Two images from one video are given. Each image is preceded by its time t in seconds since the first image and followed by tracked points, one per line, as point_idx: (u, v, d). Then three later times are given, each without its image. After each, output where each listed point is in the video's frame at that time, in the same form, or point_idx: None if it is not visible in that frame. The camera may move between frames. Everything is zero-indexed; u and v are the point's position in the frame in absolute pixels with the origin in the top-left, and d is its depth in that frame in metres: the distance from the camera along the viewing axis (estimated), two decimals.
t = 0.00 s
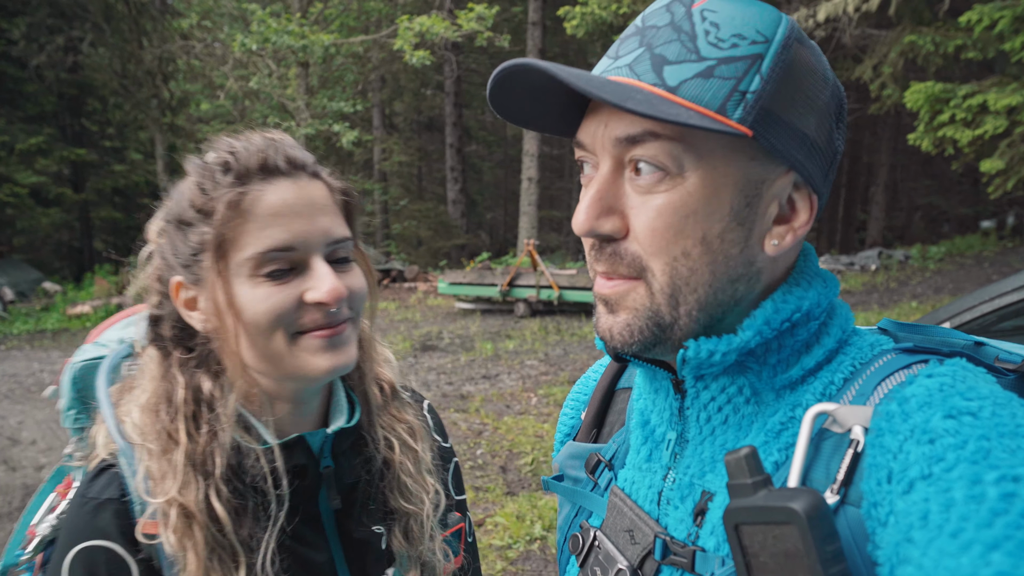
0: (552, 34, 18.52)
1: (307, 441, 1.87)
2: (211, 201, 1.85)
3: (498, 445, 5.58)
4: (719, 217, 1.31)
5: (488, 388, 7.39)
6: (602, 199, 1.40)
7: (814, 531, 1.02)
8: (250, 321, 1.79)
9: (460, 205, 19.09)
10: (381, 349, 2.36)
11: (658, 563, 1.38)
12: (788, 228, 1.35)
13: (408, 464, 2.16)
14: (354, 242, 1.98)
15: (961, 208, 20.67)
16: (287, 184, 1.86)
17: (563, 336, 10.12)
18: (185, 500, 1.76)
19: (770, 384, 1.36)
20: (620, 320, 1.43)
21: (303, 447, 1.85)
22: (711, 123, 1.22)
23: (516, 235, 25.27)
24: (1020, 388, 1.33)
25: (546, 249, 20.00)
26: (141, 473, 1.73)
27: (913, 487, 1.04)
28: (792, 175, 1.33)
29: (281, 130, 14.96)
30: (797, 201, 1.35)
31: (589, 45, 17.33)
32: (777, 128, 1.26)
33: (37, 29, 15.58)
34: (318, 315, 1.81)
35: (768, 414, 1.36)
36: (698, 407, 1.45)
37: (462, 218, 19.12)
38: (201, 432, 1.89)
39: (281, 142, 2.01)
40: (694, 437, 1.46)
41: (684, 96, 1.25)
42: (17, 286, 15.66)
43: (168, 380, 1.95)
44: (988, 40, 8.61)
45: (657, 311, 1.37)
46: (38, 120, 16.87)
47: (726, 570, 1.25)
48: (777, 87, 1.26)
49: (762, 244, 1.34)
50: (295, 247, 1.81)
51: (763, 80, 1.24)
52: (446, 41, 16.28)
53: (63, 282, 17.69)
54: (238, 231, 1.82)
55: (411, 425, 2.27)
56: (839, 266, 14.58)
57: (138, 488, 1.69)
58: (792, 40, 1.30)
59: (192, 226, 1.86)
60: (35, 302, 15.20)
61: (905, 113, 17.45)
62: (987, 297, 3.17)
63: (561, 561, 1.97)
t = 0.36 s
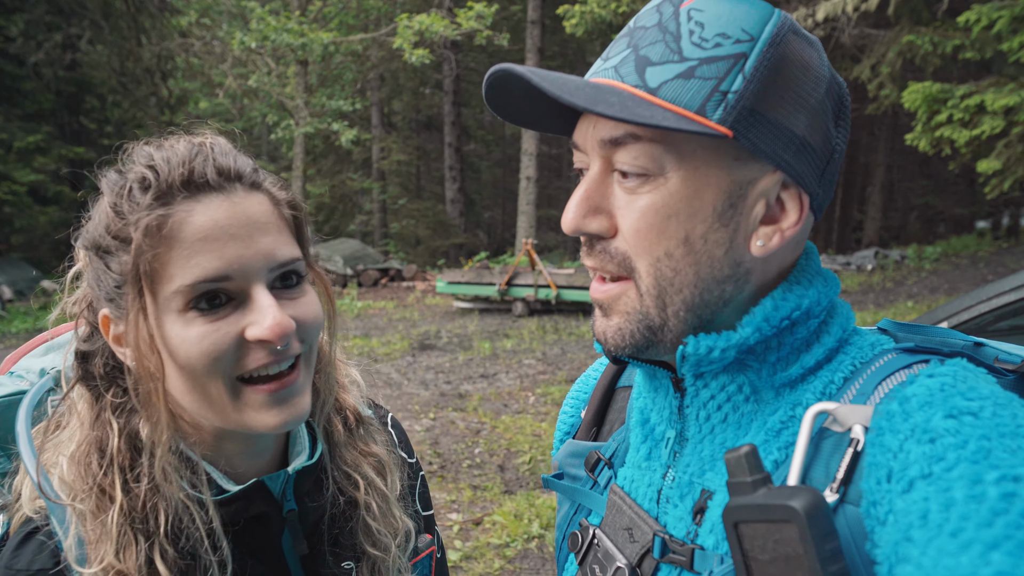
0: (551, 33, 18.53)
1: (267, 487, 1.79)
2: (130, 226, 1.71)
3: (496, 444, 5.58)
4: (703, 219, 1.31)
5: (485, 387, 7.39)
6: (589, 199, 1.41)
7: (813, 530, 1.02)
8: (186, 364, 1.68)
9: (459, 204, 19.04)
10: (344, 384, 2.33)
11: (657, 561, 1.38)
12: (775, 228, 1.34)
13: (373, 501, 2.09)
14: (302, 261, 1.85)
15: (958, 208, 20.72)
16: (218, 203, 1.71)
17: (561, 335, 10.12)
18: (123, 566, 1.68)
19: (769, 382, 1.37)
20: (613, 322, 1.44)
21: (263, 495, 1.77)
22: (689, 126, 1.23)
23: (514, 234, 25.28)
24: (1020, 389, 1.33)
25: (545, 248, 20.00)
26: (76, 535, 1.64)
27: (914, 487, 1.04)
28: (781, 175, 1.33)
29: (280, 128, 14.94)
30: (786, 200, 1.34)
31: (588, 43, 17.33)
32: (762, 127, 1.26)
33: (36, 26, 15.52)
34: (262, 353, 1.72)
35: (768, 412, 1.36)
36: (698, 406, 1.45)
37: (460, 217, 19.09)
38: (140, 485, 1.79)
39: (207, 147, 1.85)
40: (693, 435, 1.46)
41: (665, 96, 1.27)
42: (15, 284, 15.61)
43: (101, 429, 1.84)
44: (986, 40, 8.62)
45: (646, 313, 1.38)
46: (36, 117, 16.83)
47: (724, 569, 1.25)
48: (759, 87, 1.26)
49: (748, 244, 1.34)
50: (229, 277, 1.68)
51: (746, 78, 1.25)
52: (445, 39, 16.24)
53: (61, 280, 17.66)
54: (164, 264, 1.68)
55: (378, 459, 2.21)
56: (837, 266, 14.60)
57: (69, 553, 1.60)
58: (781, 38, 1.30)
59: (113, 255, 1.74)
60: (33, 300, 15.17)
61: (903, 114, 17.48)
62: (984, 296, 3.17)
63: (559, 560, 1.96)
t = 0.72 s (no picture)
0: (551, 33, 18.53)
1: (298, 480, 1.81)
2: (147, 228, 1.75)
3: (497, 443, 5.59)
4: (711, 218, 1.32)
5: (487, 386, 7.40)
6: (593, 200, 1.41)
7: (810, 529, 1.03)
8: (208, 358, 1.72)
9: (460, 203, 19.01)
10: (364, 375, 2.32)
11: (656, 561, 1.39)
12: (782, 226, 1.36)
13: (392, 491, 2.10)
14: (316, 253, 1.88)
15: (960, 207, 20.71)
16: (230, 201, 1.75)
17: (562, 335, 10.13)
18: (162, 552, 1.71)
19: (768, 381, 1.37)
20: (619, 324, 1.45)
21: (294, 488, 1.79)
22: (700, 125, 1.23)
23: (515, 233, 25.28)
24: (1017, 386, 1.33)
25: (545, 248, 20.01)
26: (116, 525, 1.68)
27: (910, 486, 1.05)
28: (785, 174, 1.34)
29: (281, 128, 14.95)
30: (791, 199, 1.36)
31: (587, 43, 17.33)
32: (768, 126, 1.27)
33: (36, 26, 15.54)
34: (283, 344, 1.74)
35: (766, 412, 1.37)
36: (696, 405, 1.47)
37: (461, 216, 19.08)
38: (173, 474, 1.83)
39: (218, 145, 1.88)
40: (692, 435, 1.47)
41: (673, 96, 1.27)
42: (16, 283, 15.66)
43: (133, 421, 1.87)
44: (985, 39, 8.60)
45: (653, 313, 1.39)
46: (37, 118, 16.88)
47: (722, 568, 1.26)
48: (766, 83, 1.27)
49: (755, 244, 1.35)
50: (247, 272, 1.72)
51: (752, 77, 1.25)
52: (445, 39, 16.24)
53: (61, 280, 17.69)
54: (183, 262, 1.72)
55: (395, 449, 2.22)
56: (837, 264, 14.59)
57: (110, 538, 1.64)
58: (782, 37, 1.31)
59: (134, 256, 1.78)
60: (34, 300, 15.20)
61: (904, 112, 17.47)
62: (984, 295, 3.18)
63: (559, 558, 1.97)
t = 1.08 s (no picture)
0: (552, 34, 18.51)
1: (380, 444, 1.98)
2: (239, 233, 1.98)
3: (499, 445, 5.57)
4: (715, 222, 1.30)
5: (488, 387, 7.38)
6: (595, 205, 1.38)
7: (809, 529, 1.01)
8: (287, 347, 1.91)
9: (460, 204, 18.95)
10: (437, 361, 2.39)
11: (655, 562, 1.37)
12: (784, 228, 1.35)
13: (459, 467, 2.22)
14: (382, 258, 2.01)
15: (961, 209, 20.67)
16: (304, 212, 1.93)
17: (564, 336, 10.11)
18: (262, 485, 1.87)
19: (765, 382, 1.36)
20: (615, 327, 1.41)
21: (376, 450, 1.97)
22: (706, 129, 1.20)
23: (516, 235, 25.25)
24: (1017, 386, 1.32)
25: (546, 249, 20.00)
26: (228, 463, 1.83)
27: (908, 486, 1.02)
28: (786, 176, 1.33)
29: (281, 129, 14.92)
30: (792, 201, 1.35)
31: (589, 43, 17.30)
32: (770, 130, 1.26)
33: (37, 28, 15.61)
34: (343, 339, 1.88)
35: (764, 413, 1.35)
36: (694, 407, 1.45)
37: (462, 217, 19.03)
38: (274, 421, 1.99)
39: (302, 162, 2.07)
40: (690, 436, 1.45)
41: (675, 100, 1.24)
42: (17, 284, 15.70)
43: (244, 378, 2.01)
44: (989, 40, 8.58)
45: (651, 319, 1.36)
46: (38, 118, 16.96)
47: (721, 568, 1.24)
48: (768, 90, 1.25)
49: (758, 246, 1.34)
50: (315, 274, 1.89)
51: (755, 81, 1.23)
52: (446, 40, 16.24)
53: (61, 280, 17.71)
54: (264, 265, 1.93)
55: (463, 429, 2.33)
56: (839, 266, 14.56)
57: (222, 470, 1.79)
58: (781, 40, 1.29)
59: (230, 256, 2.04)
60: (35, 299, 15.21)
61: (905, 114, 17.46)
62: (987, 297, 3.17)
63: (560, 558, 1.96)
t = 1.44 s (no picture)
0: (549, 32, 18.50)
1: (415, 425, 2.16)
2: (320, 213, 2.22)
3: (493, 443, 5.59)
4: (765, 205, 1.30)
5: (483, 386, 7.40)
6: (647, 195, 1.33)
7: (807, 528, 1.02)
8: (344, 320, 2.13)
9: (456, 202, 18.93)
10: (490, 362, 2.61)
11: (653, 563, 1.38)
12: (810, 214, 1.42)
13: (493, 462, 2.38)
14: (439, 255, 2.17)
15: (955, 207, 20.76)
16: (376, 203, 2.12)
17: (559, 334, 10.12)
18: (308, 438, 2.06)
19: (767, 384, 1.36)
20: (666, 325, 1.36)
21: (412, 429, 2.14)
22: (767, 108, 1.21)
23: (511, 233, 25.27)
24: (1014, 389, 1.32)
25: (542, 247, 20.02)
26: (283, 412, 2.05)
27: (907, 486, 1.03)
28: (811, 165, 1.38)
29: (277, 128, 14.89)
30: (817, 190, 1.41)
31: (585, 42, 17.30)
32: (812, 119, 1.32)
33: (33, 26, 15.49)
34: (389, 325, 2.06)
35: (764, 414, 1.36)
36: (695, 407, 1.46)
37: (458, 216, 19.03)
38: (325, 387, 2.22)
39: (385, 157, 2.26)
40: (690, 436, 1.47)
41: (736, 83, 1.23)
42: (11, 283, 15.67)
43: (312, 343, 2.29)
44: (982, 39, 8.61)
45: (705, 310, 1.31)
46: (34, 117, 16.90)
47: (719, 569, 1.25)
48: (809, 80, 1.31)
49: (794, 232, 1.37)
50: (373, 261, 2.09)
51: (795, 70, 1.26)
52: (442, 39, 16.22)
53: (56, 280, 17.66)
54: (336, 245, 2.15)
55: (503, 429, 2.51)
56: (833, 264, 14.62)
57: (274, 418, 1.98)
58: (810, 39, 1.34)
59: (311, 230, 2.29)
60: (30, 299, 15.17)
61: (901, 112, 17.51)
62: (979, 296, 3.18)
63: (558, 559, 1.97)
